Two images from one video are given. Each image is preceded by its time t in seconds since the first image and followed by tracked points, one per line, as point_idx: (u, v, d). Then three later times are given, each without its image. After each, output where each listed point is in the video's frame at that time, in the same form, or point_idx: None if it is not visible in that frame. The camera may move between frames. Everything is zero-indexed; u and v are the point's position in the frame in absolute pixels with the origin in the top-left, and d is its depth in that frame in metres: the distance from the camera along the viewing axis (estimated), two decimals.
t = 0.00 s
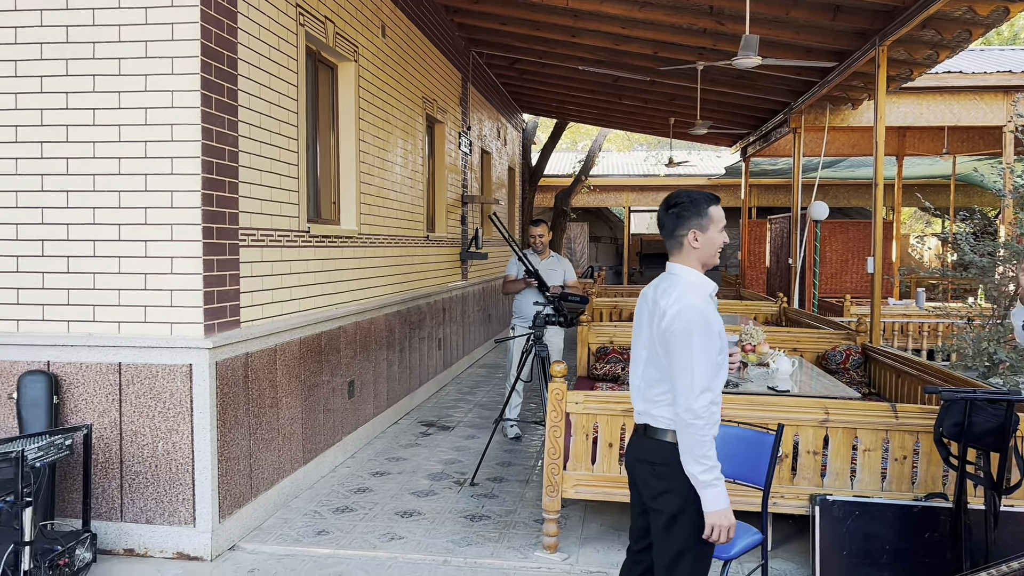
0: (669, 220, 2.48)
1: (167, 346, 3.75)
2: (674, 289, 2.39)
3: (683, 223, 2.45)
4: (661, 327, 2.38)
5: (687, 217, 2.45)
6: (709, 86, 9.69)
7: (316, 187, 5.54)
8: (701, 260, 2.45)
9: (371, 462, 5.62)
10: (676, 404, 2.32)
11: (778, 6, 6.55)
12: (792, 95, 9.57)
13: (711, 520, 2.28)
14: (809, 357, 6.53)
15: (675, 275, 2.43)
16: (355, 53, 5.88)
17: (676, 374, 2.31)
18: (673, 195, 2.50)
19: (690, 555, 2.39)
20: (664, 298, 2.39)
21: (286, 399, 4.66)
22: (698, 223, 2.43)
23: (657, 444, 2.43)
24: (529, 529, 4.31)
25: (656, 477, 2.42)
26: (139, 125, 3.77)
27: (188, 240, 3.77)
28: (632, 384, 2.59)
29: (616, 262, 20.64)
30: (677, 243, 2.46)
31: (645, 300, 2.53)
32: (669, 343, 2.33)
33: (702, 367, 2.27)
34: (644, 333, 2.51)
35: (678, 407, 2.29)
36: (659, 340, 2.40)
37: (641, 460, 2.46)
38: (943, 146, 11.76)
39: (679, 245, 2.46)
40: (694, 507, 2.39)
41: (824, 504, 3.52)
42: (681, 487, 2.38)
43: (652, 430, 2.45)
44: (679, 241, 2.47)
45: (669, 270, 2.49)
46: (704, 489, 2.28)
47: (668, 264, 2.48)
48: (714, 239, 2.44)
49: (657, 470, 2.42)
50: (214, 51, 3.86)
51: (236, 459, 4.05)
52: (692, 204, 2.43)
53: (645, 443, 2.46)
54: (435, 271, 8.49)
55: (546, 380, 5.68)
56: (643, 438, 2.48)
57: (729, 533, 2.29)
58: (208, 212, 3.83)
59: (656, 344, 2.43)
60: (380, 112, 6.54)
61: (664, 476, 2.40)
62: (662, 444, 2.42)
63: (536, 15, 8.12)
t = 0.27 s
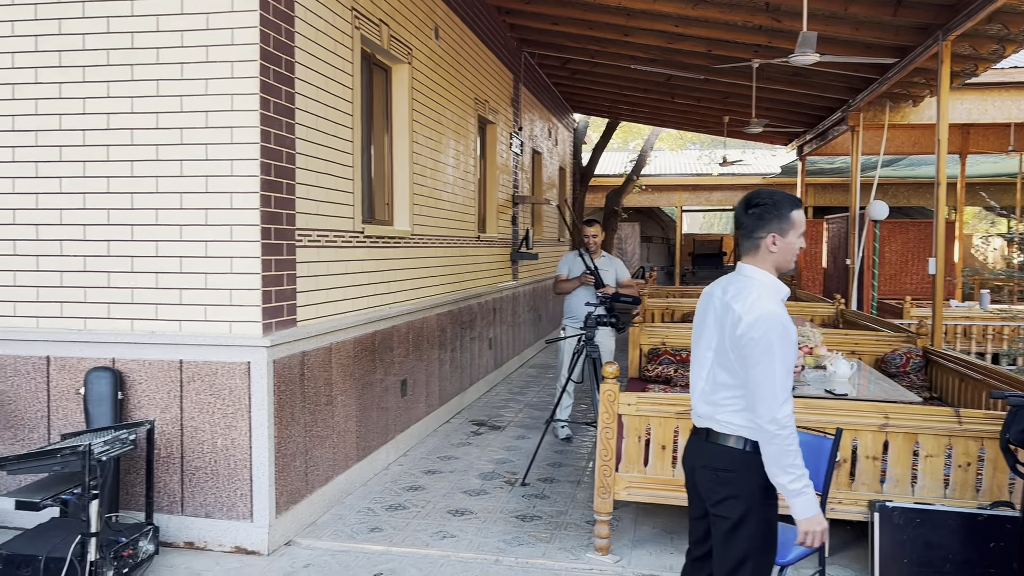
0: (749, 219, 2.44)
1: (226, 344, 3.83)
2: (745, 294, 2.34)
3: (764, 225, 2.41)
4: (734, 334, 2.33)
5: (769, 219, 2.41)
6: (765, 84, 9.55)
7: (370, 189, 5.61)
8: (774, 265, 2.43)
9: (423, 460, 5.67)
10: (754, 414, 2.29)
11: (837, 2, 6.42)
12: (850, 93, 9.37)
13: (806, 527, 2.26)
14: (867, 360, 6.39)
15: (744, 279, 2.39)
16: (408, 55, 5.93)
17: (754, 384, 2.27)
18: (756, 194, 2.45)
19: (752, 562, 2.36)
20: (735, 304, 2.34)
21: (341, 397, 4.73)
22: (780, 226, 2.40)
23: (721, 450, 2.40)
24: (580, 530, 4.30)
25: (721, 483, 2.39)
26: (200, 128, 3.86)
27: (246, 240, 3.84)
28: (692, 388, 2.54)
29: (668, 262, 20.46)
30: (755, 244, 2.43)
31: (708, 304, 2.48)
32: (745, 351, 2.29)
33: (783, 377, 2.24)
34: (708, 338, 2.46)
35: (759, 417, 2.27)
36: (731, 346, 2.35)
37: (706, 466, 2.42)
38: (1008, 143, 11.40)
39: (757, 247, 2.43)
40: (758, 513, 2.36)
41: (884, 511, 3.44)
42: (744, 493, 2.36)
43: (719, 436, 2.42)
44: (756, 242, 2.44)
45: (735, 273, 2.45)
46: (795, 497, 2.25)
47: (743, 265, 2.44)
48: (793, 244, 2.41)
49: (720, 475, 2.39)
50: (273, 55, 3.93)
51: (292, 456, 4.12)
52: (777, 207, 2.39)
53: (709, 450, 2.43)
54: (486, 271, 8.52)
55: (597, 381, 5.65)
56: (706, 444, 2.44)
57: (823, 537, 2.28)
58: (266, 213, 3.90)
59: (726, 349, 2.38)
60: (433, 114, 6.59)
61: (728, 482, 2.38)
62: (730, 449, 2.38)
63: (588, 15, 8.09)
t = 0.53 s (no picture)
0: (828, 218, 2.40)
1: (285, 342, 3.91)
2: (822, 297, 2.31)
3: (843, 226, 2.37)
4: (812, 337, 2.30)
5: (848, 220, 2.37)
6: (823, 81, 9.37)
7: (425, 189, 5.66)
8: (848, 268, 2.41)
9: (476, 459, 5.70)
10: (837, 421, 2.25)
11: None
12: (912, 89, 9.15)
13: (888, 533, 2.24)
14: (929, 364, 6.23)
15: (818, 283, 2.36)
16: (463, 56, 5.97)
17: (837, 389, 2.24)
18: (835, 194, 2.41)
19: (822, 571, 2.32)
20: (814, 307, 2.31)
21: (395, 396, 4.78)
22: (858, 228, 2.36)
23: (793, 457, 2.36)
24: (633, 532, 4.27)
25: (792, 490, 2.35)
26: (261, 130, 3.94)
27: (305, 240, 3.91)
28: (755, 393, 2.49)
29: (721, 263, 20.20)
30: (832, 246, 2.39)
31: (777, 307, 2.44)
32: (826, 355, 2.26)
33: (868, 382, 2.22)
34: (777, 342, 2.42)
35: (841, 424, 2.24)
36: (809, 351, 2.32)
37: (775, 473, 2.39)
38: None
39: (833, 248, 2.39)
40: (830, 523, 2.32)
41: (948, 519, 3.35)
42: (816, 501, 2.32)
43: (789, 443, 2.38)
44: (831, 243, 2.40)
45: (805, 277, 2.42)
46: (879, 503, 2.25)
47: (817, 266, 2.41)
48: (869, 246, 2.38)
49: (791, 483, 2.35)
50: (332, 57, 3.99)
51: (349, 452, 4.19)
52: (859, 210, 2.36)
53: (778, 456, 2.39)
54: (538, 271, 8.52)
55: (650, 383, 5.61)
56: (775, 451, 2.40)
57: (906, 543, 2.25)
58: (325, 214, 3.96)
59: (800, 354, 2.35)
60: (487, 114, 6.61)
61: (799, 490, 2.34)
62: (802, 456, 2.34)
63: (643, 14, 8.04)
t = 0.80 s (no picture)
0: (897, 217, 2.33)
1: (348, 340, 3.96)
2: (903, 299, 2.26)
3: (914, 225, 2.30)
4: (895, 340, 2.24)
5: (919, 218, 2.29)
6: (892, 78, 9.12)
7: (484, 190, 5.68)
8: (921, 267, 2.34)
9: (534, 459, 5.70)
10: (924, 426, 2.18)
11: None
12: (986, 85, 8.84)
13: (967, 542, 2.17)
14: (1003, 369, 6.01)
15: (897, 285, 2.31)
16: (523, 56, 5.97)
17: (924, 393, 2.18)
18: (904, 193, 2.33)
19: None
20: (895, 310, 2.25)
21: (455, 395, 4.81)
22: (930, 226, 2.29)
23: (872, 465, 2.30)
24: (694, 537, 4.22)
25: (871, 500, 2.30)
26: (326, 132, 4.00)
27: (368, 240, 3.96)
28: (830, 401, 2.42)
29: (784, 264, 19.82)
30: (902, 246, 2.32)
31: (852, 311, 2.38)
32: (912, 358, 2.20)
33: (955, 384, 2.16)
34: (855, 347, 2.36)
35: (928, 428, 2.17)
36: (891, 354, 2.26)
37: (853, 482, 2.33)
38: None
39: (904, 249, 2.33)
40: (912, 533, 2.27)
41: None
42: (896, 512, 2.27)
43: (868, 451, 2.31)
44: (902, 243, 2.33)
45: (880, 280, 2.37)
46: (959, 510, 2.18)
47: (890, 269, 2.36)
48: (941, 245, 2.31)
49: (871, 492, 2.30)
50: (395, 59, 4.03)
51: (409, 450, 4.23)
52: (928, 206, 2.28)
53: (855, 465, 2.33)
54: (597, 272, 8.49)
55: (712, 386, 5.53)
56: (851, 460, 2.35)
57: (983, 554, 2.18)
58: (387, 214, 4.00)
59: (881, 358, 2.28)
60: (546, 114, 6.61)
61: (878, 500, 2.29)
62: (881, 465, 2.29)
63: (705, 12, 7.94)
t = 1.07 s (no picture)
0: (970, 219, 2.28)
1: (419, 339, 4.01)
2: (980, 299, 2.17)
3: (987, 225, 2.24)
4: (971, 342, 2.15)
5: (993, 217, 2.23)
6: (977, 74, 8.78)
7: (553, 190, 5.67)
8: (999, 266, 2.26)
9: (602, 461, 5.67)
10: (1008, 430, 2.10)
11: None
12: None
13: None
14: None
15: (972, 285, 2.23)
16: (594, 56, 5.95)
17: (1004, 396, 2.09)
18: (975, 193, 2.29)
19: None
20: (970, 311, 2.17)
21: (523, 394, 4.83)
22: (1004, 225, 2.22)
23: (955, 471, 2.22)
24: (766, 543, 4.14)
25: (955, 506, 2.21)
26: (399, 134, 4.06)
27: (439, 240, 4.00)
28: (908, 408, 2.35)
29: (859, 266, 19.28)
30: (977, 246, 2.26)
31: (927, 314, 2.31)
32: (990, 361, 2.11)
33: None
34: (931, 351, 2.29)
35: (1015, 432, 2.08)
36: (969, 358, 2.17)
37: (936, 489, 2.25)
38: None
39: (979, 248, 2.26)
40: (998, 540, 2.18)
41: None
42: (982, 518, 2.18)
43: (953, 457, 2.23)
44: (977, 244, 2.26)
45: (956, 280, 2.28)
46: None
47: (966, 270, 2.28)
48: (1018, 245, 2.23)
49: (954, 498, 2.21)
50: (467, 61, 4.06)
51: (478, 449, 4.26)
52: (1000, 205, 2.23)
53: (937, 471, 2.25)
54: (666, 272, 8.40)
55: (785, 391, 5.41)
56: (932, 466, 2.27)
57: None
58: (458, 214, 4.04)
59: (959, 361, 2.20)
60: (616, 114, 6.57)
61: (962, 506, 2.20)
62: (964, 470, 2.21)
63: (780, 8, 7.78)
